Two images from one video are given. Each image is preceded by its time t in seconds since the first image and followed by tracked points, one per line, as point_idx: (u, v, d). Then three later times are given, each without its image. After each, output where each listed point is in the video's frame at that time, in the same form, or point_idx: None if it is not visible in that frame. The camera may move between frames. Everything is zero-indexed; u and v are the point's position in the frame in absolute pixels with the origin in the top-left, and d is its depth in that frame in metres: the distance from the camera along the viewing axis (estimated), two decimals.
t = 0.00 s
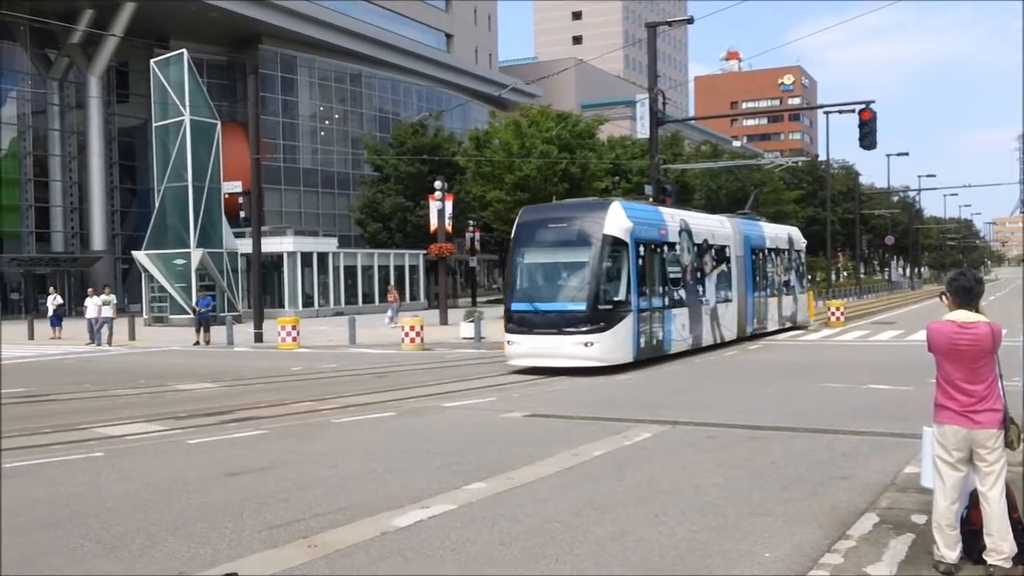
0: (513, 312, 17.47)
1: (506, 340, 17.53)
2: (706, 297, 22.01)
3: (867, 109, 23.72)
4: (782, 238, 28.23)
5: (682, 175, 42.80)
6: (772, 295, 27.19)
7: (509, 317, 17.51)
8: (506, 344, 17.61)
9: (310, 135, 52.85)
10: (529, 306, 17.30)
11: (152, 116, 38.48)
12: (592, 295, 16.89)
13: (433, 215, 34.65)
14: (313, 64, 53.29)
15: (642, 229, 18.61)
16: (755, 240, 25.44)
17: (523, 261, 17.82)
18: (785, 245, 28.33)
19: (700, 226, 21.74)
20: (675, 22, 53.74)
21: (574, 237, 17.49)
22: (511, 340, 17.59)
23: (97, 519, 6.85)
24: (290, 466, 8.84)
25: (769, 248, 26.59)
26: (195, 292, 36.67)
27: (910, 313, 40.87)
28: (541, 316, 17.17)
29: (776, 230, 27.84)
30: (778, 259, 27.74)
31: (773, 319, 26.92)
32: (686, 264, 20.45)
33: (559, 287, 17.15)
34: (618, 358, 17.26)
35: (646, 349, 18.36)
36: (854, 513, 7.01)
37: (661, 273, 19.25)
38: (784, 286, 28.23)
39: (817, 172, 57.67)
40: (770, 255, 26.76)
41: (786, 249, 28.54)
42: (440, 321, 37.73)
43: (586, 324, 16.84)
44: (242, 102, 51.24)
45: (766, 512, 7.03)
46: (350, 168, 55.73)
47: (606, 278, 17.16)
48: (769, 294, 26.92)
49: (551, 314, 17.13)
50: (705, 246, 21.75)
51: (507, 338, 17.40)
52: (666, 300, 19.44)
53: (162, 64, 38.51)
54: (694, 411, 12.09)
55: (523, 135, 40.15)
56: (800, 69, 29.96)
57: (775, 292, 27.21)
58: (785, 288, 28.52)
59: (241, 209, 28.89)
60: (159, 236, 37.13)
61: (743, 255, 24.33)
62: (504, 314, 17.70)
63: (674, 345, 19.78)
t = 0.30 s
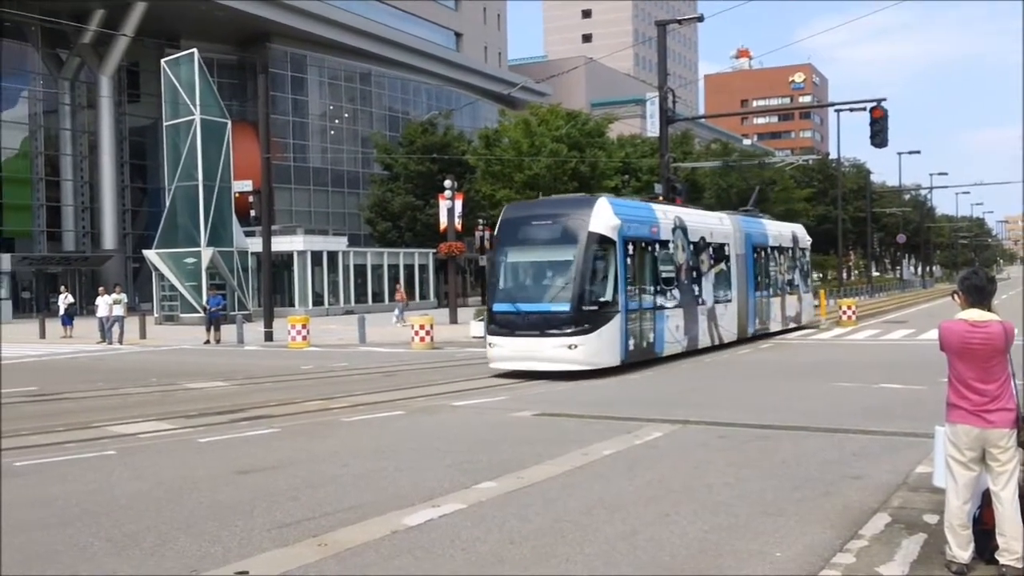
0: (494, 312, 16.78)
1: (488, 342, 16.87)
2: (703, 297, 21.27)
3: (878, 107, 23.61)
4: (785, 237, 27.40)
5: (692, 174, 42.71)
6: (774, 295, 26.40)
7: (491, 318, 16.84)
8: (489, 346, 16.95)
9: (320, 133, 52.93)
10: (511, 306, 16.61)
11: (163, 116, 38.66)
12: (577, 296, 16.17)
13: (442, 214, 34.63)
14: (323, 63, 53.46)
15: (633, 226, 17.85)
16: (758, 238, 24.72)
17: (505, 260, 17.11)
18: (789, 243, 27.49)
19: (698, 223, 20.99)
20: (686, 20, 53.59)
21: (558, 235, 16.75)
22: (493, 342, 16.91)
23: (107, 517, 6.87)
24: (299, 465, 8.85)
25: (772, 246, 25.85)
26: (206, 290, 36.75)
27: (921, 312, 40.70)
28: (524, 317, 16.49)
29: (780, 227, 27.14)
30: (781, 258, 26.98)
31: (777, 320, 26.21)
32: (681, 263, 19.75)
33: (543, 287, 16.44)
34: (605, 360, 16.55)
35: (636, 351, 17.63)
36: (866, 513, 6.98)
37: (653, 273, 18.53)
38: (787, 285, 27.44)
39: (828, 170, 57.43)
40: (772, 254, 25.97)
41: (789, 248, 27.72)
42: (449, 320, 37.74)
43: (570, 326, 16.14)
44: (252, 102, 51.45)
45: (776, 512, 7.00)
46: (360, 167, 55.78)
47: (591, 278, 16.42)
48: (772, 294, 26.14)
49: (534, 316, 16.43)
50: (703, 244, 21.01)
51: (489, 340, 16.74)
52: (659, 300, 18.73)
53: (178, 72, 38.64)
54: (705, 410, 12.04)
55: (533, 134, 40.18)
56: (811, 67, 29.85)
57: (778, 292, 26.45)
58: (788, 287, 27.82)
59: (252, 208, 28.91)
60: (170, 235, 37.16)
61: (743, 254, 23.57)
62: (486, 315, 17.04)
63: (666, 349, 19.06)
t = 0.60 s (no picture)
0: (473, 315, 15.78)
1: (468, 346, 15.92)
2: (702, 298, 19.96)
3: (893, 104, 23.47)
4: (792, 235, 25.98)
5: (706, 174, 42.59)
6: (780, 296, 25.02)
7: (470, 321, 15.87)
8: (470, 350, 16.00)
9: (334, 135, 52.98)
10: (491, 309, 15.60)
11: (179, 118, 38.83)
12: (559, 298, 15.16)
13: (456, 214, 34.65)
14: (336, 64, 53.64)
15: (622, 224, 16.72)
16: (762, 237, 23.43)
17: (486, 260, 16.10)
18: (796, 241, 26.08)
19: (696, 221, 19.76)
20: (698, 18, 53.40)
21: (541, 234, 15.70)
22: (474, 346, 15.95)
23: (124, 515, 6.92)
24: (314, 465, 8.87)
25: (778, 245, 24.58)
26: (221, 291, 36.81)
27: (936, 311, 40.42)
28: (504, 321, 15.48)
29: (787, 224, 25.85)
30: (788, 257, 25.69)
31: (783, 322, 24.95)
32: (675, 263, 18.49)
33: (523, 289, 15.44)
34: (590, 364, 15.54)
35: (625, 354, 16.56)
36: (882, 514, 6.94)
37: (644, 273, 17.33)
38: (794, 285, 26.07)
39: (843, 169, 57.13)
40: (779, 253, 24.63)
41: (796, 247, 26.33)
42: (463, 320, 37.72)
43: (551, 330, 15.13)
44: (267, 103, 51.76)
45: (791, 512, 6.98)
46: (373, 168, 55.81)
47: (574, 278, 15.37)
48: (778, 295, 24.79)
49: (515, 319, 15.42)
50: (701, 243, 19.76)
51: (469, 345, 15.78)
52: (651, 301, 17.51)
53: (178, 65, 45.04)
54: (720, 410, 12.00)
55: (545, 133, 40.26)
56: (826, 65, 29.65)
57: (784, 292, 25.09)
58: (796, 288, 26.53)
59: (267, 209, 29.03)
60: (186, 235, 37.45)
61: (747, 252, 22.25)
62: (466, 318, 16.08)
63: (659, 352, 17.88)
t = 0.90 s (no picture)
0: (456, 316, 15.12)
1: (453, 349, 15.24)
2: (705, 298, 19.16)
3: (919, 101, 23.25)
4: (808, 232, 25.04)
5: (730, 172, 42.34)
6: (794, 296, 24.11)
7: (455, 323, 15.19)
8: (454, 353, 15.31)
9: (356, 134, 53.18)
10: (475, 310, 14.92)
11: (203, 118, 39.26)
12: (545, 298, 14.50)
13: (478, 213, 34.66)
14: (359, 64, 53.88)
15: (614, 222, 16.03)
16: (775, 235, 22.55)
17: (472, 260, 15.45)
18: (811, 239, 25.14)
19: (700, 218, 19.00)
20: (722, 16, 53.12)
21: (527, 231, 15.08)
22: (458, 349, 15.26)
23: (151, 512, 6.99)
24: (337, 463, 8.92)
25: (792, 242, 23.69)
26: (245, 290, 37.03)
27: (963, 310, 40.07)
28: (488, 322, 14.79)
29: (801, 221, 24.93)
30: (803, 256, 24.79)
31: (797, 322, 24.06)
32: (675, 262, 17.74)
33: (509, 289, 14.79)
34: (578, 368, 14.84)
35: (617, 358, 15.85)
36: (908, 514, 6.90)
37: (639, 272, 16.61)
38: (810, 283, 25.11)
39: (868, 167, 56.65)
40: (793, 251, 23.75)
41: (812, 245, 25.36)
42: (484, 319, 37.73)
43: (536, 331, 14.44)
44: (290, 102, 52.14)
45: (815, 511, 6.95)
46: (396, 167, 55.91)
47: (561, 278, 14.71)
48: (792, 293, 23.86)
49: (500, 321, 14.73)
50: (705, 241, 19.00)
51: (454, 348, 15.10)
52: (647, 302, 16.78)
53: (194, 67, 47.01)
54: (743, 410, 11.93)
55: (567, 132, 40.28)
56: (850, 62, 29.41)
57: (799, 291, 24.21)
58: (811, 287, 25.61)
59: (291, 207, 29.15)
60: (210, 234, 37.75)
61: (758, 250, 21.43)
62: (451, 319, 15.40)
63: (656, 354, 17.09)
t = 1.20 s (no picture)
0: (434, 319, 14.50)
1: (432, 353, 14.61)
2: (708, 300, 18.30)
3: (946, 99, 22.98)
4: (824, 230, 24.05)
5: (754, 171, 42.08)
6: (810, 296, 23.13)
7: (433, 326, 14.57)
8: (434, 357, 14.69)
9: (380, 134, 53.35)
10: (453, 312, 14.30)
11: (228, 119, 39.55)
12: (522, 299, 13.84)
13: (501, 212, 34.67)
14: (381, 64, 54.09)
15: (602, 219, 15.31)
16: (789, 233, 21.60)
17: (452, 260, 14.85)
18: (828, 237, 24.14)
19: (703, 216, 18.18)
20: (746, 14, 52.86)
21: (507, 230, 14.44)
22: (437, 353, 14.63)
23: (176, 511, 7.03)
24: (360, 462, 8.94)
25: (807, 241, 22.74)
26: (269, 290, 37.22)
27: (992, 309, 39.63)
28: (466, 326, 14.15)
29: (817, 219, 23.94)
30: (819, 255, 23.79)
31: (812, 324, 23.06)
32: (673, 261, 16.93)
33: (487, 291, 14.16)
34: (560, 373, 14.17)
35: (604, 363, 15.11)
36: (935, 515, 6.82)
37: (631, 272, 15.84)
38: (826, 283, 24.09)
39: (893, 165, 56.16)
40: (808, 250, 22.79)
41: (828, 243, 24.36)
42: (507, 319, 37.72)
43: (513, 335, 13.78)
44: (313, 103, 52.49)
45: (841, 512, 6.88)
46: (419, 167, 55.96)
47: (541, 279, 14.04)
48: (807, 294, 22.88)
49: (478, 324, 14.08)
50: (708, 240, 18.16)
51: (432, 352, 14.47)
52: (640, 304, 16.01)
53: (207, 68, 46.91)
54: (767, 410, 11.83)
55: (590, 131, 40.24)
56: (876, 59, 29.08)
57: (815, 292, 23.22)
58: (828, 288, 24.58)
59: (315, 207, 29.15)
60: (235, 234, 38.00)
61: (771, 248, 20.55)
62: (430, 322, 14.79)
63: (651, 359, 16.27)
